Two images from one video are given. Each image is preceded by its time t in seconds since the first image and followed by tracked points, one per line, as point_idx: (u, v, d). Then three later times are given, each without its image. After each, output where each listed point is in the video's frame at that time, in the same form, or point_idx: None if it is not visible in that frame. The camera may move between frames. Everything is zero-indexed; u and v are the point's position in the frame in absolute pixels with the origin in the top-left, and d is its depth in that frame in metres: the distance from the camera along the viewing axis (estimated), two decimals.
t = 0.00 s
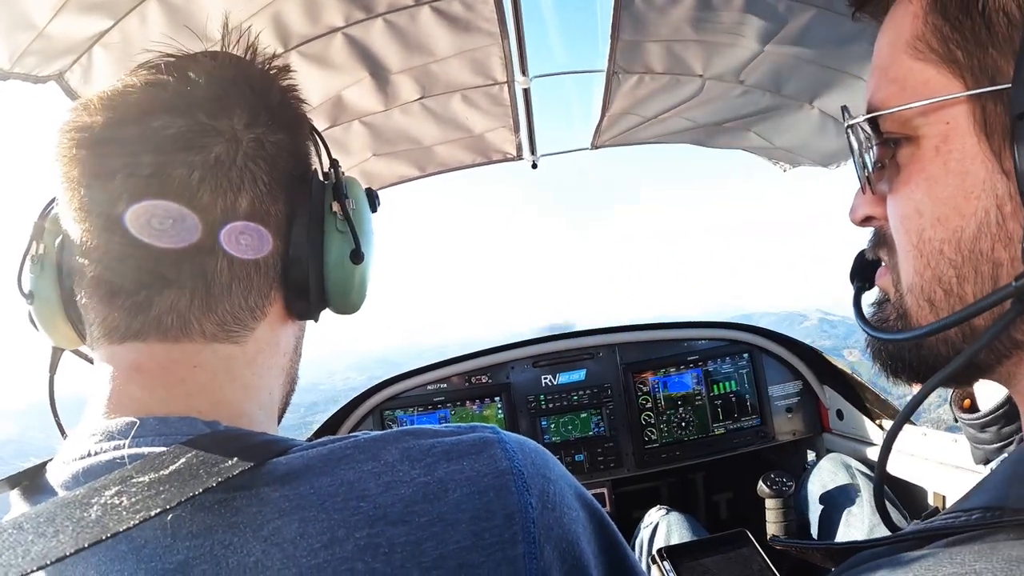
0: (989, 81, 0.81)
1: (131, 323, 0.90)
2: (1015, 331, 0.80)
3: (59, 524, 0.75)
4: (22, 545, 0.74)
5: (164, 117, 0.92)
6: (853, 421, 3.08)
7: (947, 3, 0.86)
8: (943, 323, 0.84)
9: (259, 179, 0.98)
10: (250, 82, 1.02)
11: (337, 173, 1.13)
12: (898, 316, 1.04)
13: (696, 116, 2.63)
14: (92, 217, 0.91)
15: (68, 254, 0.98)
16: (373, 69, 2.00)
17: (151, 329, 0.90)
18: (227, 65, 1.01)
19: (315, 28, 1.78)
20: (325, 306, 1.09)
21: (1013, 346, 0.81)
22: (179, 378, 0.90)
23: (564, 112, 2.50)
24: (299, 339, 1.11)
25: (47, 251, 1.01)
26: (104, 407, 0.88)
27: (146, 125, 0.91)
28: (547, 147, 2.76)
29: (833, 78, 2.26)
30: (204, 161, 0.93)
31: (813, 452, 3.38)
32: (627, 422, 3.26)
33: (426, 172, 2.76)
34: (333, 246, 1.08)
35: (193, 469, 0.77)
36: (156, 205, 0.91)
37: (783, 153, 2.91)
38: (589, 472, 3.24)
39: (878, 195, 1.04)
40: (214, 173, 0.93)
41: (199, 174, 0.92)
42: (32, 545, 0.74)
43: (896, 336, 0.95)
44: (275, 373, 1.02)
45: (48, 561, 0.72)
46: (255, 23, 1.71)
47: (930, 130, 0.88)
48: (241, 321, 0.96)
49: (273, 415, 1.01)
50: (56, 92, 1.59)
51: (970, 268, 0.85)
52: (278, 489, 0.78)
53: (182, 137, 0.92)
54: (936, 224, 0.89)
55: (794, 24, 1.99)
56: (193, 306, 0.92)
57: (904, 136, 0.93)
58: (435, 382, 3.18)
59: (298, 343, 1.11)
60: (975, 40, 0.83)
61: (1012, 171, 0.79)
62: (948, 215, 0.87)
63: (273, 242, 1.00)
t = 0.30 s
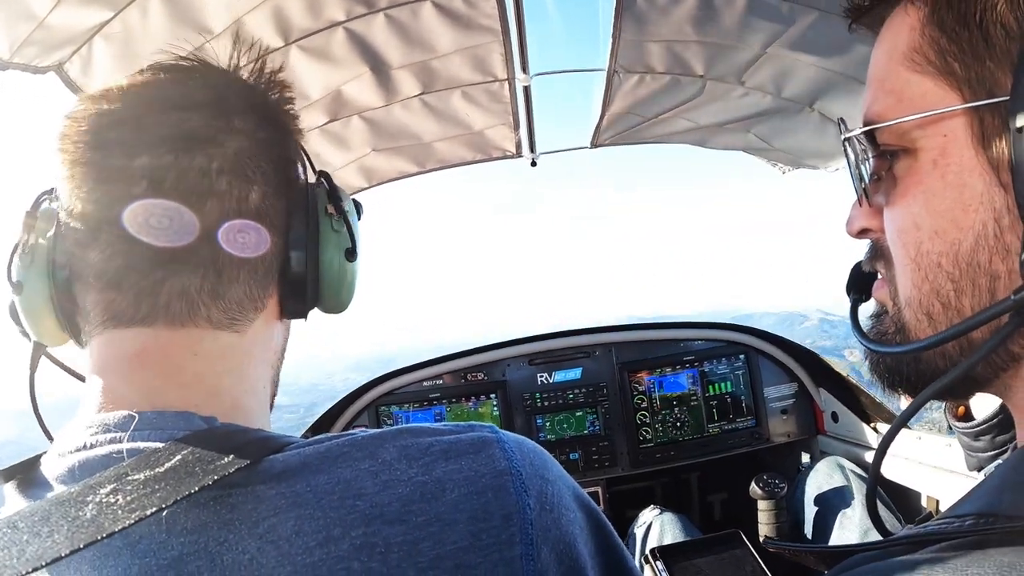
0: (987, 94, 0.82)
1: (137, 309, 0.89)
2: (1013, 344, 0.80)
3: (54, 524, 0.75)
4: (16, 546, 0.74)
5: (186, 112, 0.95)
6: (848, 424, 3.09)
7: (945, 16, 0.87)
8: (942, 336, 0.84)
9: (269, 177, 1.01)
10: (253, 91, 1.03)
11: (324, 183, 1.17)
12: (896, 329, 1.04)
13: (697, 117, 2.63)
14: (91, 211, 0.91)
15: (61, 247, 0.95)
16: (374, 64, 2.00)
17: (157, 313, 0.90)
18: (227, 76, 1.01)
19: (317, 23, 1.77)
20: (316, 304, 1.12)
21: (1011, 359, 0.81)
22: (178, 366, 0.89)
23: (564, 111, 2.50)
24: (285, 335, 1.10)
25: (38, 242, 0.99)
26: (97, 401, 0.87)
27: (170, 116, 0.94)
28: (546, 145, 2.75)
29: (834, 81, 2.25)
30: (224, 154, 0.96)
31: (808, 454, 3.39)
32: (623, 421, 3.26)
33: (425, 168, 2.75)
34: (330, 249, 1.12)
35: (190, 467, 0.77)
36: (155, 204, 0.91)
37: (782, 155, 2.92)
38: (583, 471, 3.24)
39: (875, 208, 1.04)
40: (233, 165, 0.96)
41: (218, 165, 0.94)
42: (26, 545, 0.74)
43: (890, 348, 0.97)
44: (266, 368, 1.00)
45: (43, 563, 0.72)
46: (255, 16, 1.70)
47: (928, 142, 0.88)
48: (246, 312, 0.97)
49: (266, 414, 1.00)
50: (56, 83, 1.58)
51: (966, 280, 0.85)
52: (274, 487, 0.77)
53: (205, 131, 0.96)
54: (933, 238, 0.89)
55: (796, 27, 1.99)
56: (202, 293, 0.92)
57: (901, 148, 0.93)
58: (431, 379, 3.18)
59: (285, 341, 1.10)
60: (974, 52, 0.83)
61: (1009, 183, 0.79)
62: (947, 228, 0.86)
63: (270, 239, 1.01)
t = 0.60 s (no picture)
0: (981, 104, 0.82)
1: (130, 303, 0.89)
2: (1006, 351, 0.81)
3: (42, 514, 0.75)
4: (4, 535, 0.74)
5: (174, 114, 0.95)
6: (841, 427, 3.11)
7: (939, 28, 0.88)
8: (935, 345, 0.85)
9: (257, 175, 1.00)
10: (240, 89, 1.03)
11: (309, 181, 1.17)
12: (892, 336, 1.05)
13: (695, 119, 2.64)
14: (83, 203, 0.90)
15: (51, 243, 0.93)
16: (373, 61, 2.00)
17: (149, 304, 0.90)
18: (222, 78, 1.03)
19: (317, 18, 1.77)
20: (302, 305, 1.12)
21: (1004, 367, 0.82)
22: (166, 359, 0.89)
23: (563, 110, 2.50)
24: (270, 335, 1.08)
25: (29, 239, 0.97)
26: (89, 394, 0.87)
27: (158, 119, 0.94)
28: (545, 144, 2.75)
29: (834, 85, 2.26)
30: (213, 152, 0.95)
31: (801, 456, 3.40)
32: (617, 422, 3.27)
33: (423, 166, 2.76)
34: (316, 248, 1.12)
35: (178, 459, 0.77)
36: (155, 203, 0.91)
37: (780, 157, 2.92)
38: (577, 471, 3.25)
39: (873, 217, 1.05)
40: (223, 163, 0.95)
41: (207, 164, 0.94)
42: (14, 536, 0.74)
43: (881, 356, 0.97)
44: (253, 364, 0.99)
45: (31, 552, 0.72)
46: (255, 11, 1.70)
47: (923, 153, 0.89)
48: (236, 309, 0.96)
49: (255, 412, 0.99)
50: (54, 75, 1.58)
51: (961, 289, 0.85)
52: (263, 482, 0.78)
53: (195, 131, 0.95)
54: (930, 247, 0.89)
55: (796, 31, 1.99)
56: (191, 289, 0.91)
57: (898, 159, 0.93)
58: (426, 376, 3.19)
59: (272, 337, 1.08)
60: (968, 63, 0.84)
61: (1003, 193, 0.79)
62: (942, 236, 0.87)
63: (264, 235, 1.02)
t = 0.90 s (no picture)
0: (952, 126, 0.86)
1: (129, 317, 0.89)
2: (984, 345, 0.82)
3: (37, 510, 0.75)
4: None
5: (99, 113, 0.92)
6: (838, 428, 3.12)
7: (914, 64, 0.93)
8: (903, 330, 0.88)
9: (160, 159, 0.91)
10: (233, 90, 1.01)
11: (235, 120, 0.97)
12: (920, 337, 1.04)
13: (693, 120, 2.64)
14: (80, 201, 0.90)
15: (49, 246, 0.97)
16: (371, 60, 1.99)
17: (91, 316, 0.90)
18: (214, 66, 1.00)
19: (315, 18, 1.77)
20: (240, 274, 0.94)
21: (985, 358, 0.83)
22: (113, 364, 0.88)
23: (561, 111, 2.51)
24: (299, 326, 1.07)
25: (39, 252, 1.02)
26: (84, 391, 0.87)
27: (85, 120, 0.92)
28: (543, 144, 2.76)
29: (831, 86, 2.26)
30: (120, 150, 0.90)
31: (798, 457, 3.40)
32: (615, 422, 3.27)
33: (421, 166, 2.76)
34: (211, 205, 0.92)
35: (171, 456, 0.77)
36: (151, 203, 0.90)
37: (777, 158, 2.92)
38: (574, 471, 3.25)
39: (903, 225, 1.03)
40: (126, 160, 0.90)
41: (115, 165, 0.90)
42: (9, 531, 0.74)
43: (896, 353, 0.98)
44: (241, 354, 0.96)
45: (25, 547, 0.72)
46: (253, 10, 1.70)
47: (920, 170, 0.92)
48: (159, 307, 0.90)
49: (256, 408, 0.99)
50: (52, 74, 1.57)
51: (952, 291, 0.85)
52: (259, 479, 0.77)
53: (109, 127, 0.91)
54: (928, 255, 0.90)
55: (794, 33, 2.00)
56: (112, 300, 0.89)
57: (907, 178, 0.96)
58: (423, 376, 3.18)
59: (270, 318, 1.02)
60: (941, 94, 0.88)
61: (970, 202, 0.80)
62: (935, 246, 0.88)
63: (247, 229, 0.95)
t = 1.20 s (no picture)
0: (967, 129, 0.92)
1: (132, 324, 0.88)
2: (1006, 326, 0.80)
3: (35, 518, 0.75)
4: None
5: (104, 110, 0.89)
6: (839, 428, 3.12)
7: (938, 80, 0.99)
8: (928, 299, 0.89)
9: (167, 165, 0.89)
10: (251, 96, 1.01)
11: (235, 134, 0.95)
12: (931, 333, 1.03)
13: (691, 120, 2.64)
14: (71, 205, 0.89)
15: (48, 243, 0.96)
16: (369, 63, 2.00)
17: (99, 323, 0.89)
18: (223, 66, 0.99)
19: (313, 21, 1.78)
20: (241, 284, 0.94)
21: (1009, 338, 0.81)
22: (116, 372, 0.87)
23: (560, 112, 2.51)
24: (299, 333, 1.08)
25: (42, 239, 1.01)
26: (83, 396, 0.87)
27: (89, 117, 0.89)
28: (542, 145, 2.76)
29: (830, 86, 2.26)
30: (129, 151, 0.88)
31: (799, 457, 3.40)
32: (615, 423, 3.27)
33: (421, 168, 2.76)
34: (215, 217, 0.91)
35: (169, 460, 0.77)
36: (152, 203, 0.88)
37: (777, 159, 2.93)
38: (575, 472, 3.25)
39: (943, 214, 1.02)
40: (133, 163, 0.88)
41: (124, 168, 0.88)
42: (7, 540, 0.74)
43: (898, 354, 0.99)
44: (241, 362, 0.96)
45: (25, 556, 0.72)
46: (251, 13, 1.70)
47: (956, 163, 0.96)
48: (163, 316, 0.89)
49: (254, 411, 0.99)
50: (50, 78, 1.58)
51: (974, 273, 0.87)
52: (256, 483, 0.77)
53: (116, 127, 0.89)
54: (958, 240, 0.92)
55: (792, 33, 2.00)
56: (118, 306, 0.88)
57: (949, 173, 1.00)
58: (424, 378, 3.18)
59: (273, 327, 1.02)
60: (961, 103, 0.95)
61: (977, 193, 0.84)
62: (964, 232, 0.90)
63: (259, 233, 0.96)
